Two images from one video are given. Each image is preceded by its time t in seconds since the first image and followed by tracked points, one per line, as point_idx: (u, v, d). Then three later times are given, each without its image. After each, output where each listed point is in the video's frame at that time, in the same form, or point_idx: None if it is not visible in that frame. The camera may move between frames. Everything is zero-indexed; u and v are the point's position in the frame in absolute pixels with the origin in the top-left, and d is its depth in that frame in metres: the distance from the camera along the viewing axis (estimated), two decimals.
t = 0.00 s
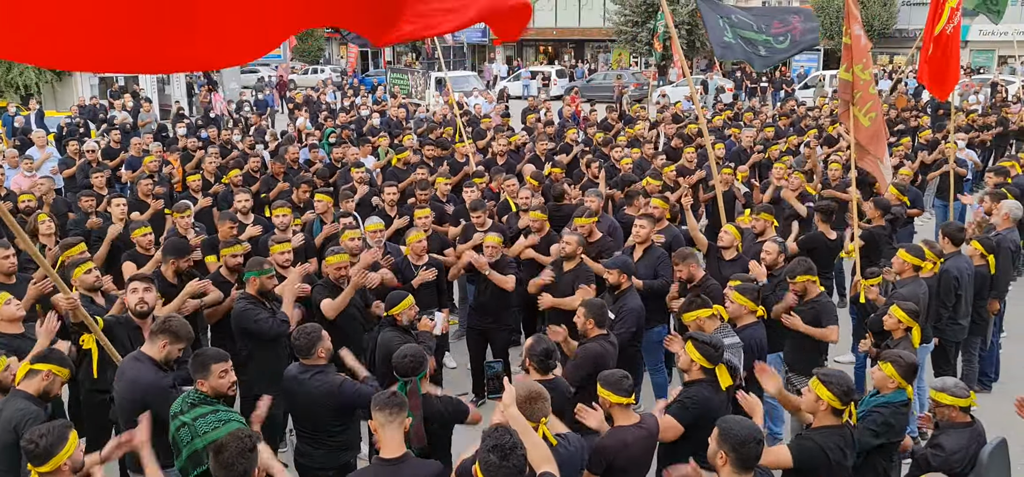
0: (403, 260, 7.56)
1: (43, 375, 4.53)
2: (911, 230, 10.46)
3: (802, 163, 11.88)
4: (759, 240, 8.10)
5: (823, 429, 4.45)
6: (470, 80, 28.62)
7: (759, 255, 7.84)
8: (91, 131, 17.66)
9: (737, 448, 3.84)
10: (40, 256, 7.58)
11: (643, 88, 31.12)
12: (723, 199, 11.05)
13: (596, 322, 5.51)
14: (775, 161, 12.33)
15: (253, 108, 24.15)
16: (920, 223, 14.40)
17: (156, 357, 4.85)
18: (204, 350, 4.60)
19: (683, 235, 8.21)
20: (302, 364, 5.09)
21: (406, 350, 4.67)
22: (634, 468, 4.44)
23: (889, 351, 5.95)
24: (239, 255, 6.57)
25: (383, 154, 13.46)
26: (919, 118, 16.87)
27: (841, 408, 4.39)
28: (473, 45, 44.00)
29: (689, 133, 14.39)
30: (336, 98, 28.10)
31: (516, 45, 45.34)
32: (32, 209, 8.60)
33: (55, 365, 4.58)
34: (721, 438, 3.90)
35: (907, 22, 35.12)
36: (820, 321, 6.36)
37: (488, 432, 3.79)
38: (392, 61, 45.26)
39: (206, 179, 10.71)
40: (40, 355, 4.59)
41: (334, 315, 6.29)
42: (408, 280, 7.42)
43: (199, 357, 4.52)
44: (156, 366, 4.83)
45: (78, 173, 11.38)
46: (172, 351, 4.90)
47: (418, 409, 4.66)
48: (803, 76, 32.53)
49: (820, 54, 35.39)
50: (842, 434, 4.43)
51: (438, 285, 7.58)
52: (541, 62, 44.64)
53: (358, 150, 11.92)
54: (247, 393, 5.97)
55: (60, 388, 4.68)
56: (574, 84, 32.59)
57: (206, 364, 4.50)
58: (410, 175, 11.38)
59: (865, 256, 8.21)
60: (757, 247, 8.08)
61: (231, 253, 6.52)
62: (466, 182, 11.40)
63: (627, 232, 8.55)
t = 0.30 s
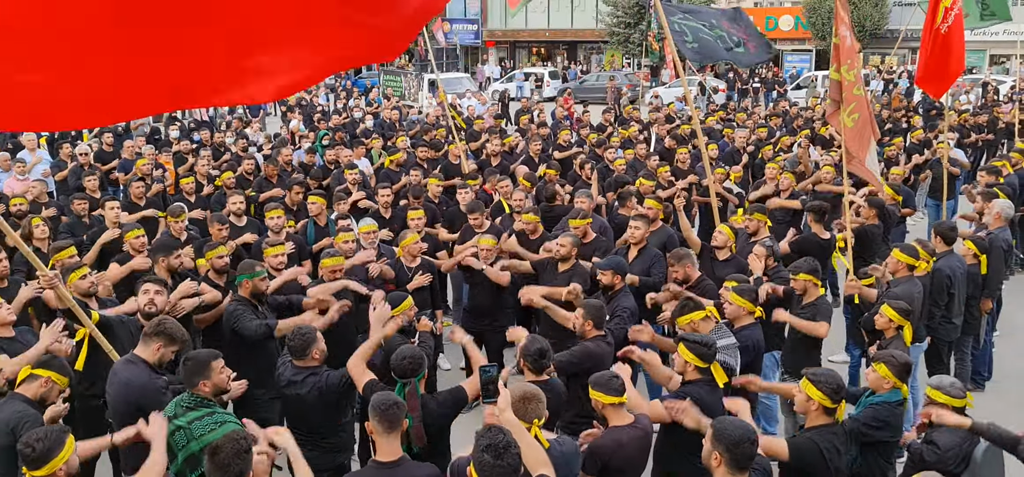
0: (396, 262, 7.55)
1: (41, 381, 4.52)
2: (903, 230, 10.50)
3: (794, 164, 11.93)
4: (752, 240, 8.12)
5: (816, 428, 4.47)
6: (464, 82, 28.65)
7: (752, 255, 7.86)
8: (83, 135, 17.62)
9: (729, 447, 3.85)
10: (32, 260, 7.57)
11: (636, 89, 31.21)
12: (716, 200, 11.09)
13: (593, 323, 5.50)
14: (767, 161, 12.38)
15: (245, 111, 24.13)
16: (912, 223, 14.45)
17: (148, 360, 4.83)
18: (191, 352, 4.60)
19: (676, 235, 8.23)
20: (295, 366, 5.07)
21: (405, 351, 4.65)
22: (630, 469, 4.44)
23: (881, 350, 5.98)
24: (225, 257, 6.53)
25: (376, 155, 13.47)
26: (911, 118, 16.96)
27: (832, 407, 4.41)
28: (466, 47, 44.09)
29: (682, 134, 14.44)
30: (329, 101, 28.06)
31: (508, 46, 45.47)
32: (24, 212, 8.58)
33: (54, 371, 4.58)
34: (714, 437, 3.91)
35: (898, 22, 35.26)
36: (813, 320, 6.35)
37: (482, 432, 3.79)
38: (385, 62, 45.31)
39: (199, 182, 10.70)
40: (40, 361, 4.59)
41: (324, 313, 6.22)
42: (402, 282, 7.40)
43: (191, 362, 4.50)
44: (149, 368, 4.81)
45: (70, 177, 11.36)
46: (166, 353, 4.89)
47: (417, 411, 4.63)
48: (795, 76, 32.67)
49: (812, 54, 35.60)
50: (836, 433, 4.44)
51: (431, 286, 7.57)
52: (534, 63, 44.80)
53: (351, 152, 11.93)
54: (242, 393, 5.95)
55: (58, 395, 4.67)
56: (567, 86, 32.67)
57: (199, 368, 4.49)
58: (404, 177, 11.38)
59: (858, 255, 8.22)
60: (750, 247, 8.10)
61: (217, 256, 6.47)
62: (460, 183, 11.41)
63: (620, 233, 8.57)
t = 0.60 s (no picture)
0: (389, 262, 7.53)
1: (35, 383, 4.51)
2: (895, 231, 10.54)
3: (786, 165, 11.96)
4: (744, 240, 8.14)
5: (802, 428, 4.46)
6: (456, 83, 28.65)
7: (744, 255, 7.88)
8: (73, 136, 17.52)
9: (716, 446, 3.86)
10: (22, 261, 7.53)
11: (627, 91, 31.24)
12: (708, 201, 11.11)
13: (581, 324, 5.49)
14: (759, 162, 12.42)
15: (237, 112, 24.04)
16: (903, 223, 14.50)
17: (142, 361, 4.81)
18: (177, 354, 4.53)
19: (668, 236, 8.24)
20: (289, 367, 5.07)
21: (404, 353, 4.64)
22: (622, 469, 4.44)
23: (872, 350, 6.00)
24: (215, 261, 6.47)
25: (368, 157, 13.45)
26: (901, 120, 17.05)
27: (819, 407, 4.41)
28: (458, 49, 44.12)
29: (674, 135, 14.47)
30: (320, 102, 28.02)
31: (500, 47, 45.52)
32: (14, 213, 8.53)
33: (48, 375, 4.56)
34: (702, 436, 3.93)
35: (888, 24, 35.42)
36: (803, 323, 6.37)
37: (472, 433, 3.79)
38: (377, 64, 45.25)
39: (190, 183, 10.66)
40: (35, 365, 4.56)
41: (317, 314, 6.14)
42: (395, 282, 7.39)
43: (179, 369, 4.35)
44: (142, 370, 4.78)
45: (60, 178, 11.31)
46: (160, 355, 4.87)
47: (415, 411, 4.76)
48: (786, 78, 32.79)
49: (803, 56, 35.72)
50: (824, 432, 4.45)
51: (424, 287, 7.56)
52: (526, 64, 44.85)
53: (343, 153, 11.91)
54: (237, 397, 5.94)
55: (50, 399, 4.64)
56: (559, 87, 32.69)
57: (188, 375, 4.35)
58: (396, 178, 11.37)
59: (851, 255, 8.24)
60: (742, 247, 8.11)
61: (207, 260, 6.39)
62: (453, 185, 11.41)
63: (613, 234, 8.57)
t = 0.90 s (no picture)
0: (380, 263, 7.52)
1: (23, 386, 4.48)
2: (885, 230, 10.58)
3: (776, 165, 11.99)
4: (735, 240, 8.15)
5: (798, 427, 4.48)
6: (447, 84, 28.65)
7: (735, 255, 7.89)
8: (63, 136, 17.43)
9: (712, 446, 3.86)
10: (11, 262, 7.48)
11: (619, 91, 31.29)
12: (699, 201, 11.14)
13: (576, 323, 5.54)
14: (749, 163, 12.46)
15: (227, 112, 23.97)
16: (893, 223, 14.56)
17: (133, 364, 4.79)
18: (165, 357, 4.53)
19: (660, 236, 8.25)
20: (278, 369, 5.06)
21: (402, 355, 4.63)
22: (615, 469, 4.44)
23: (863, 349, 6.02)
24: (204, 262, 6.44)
25: (359, 157, 13.43)
26: (891, 120, 17.12)
27: (813, 406, 4.43)
28: (449, 49, 44.13)
29: (665, 135, 14.49)
30: (311, 102, 27.94)
31: (491, 47, 45.55)
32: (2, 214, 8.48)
33: (37, 378, 4.53)
34: (697, 436, 3.93)
35: (878, 25, 35.59)
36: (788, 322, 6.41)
37: (463, 435, 3.78)
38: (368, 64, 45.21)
39: (180, 184, 10.63)
40: (25, 367, 4.54)
41: (312, 324, 6.26)
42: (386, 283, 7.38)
43: (167, 371, 4.34)
44: (133, 373, 4.77)
45: (50, 179, 11.25)
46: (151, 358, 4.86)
47: (413, 413, 4.62)
48: (777, 78, 32.92)
49: (793, 56, 35.86)
50: (817, 432, 4.46)
51: (415, 287, 7.55)
52: (517, 65, 44.90)
53: (335, 154, 11.88)
54: (224, 399, 5.95)
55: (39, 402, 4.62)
56: (551, 87, 32.72)
57: (177, 377, 4.35)
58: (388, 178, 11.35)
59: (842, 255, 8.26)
60: (734, 247, 8.13)
61: (196, 262, 6.37)
62: (444, 185, 11.39)
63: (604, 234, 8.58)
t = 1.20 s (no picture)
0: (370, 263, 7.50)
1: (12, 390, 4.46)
2: (874, 228, 10.62)
3: (765, 164, 12.02)
4: (725, 238, 8.17)
5: (790, 425, 4.49)
6: (437, 82, 28.61)
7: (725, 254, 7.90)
8: (51, 136, 17.31)
9: (712, 446, 3.87)
10: None
11: (609, 90, 31.31)
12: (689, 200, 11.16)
13: (569, 322, 5.52)
14: (739, 162, 12.50)
15: (216, 112, 23.88)
16: (882, 221, 14.63)
17: (124, 364, 4.79)
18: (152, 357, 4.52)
19: (650, 235, 8.27)
20: (270, 366, 5.03)
21: (395, 351, 4.60)
22: (608, 468, 4.45)
23: (853, 347, 6.05)
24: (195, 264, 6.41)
25: (349, 156, 13.41)
26: (880, 118, 17.19)
27: (804, 404, 4.43)
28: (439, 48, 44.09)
29: (655, 134, 14.52)
30: (301, 102, 27.88)
31: (481, 46, 45.53)
32: None
33: (25, 380, 4.51)
34: (694, 437, 3.92)
35: (866, 23, 35.73)
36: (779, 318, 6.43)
37: (460, 435, 3.78)
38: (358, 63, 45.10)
39: (169, 184, 10.59)
40: (14, 369, 4.52)
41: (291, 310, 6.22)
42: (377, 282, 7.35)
43: (155, 372, 4.32)
44: (125, 373, 4.76)
45: (38, 179, 11.19)
46: (142, 357, 4.86)
47: (405, 409, 4.69)
48: (766, 77, 33.02)
49: (783, 55, 35.98)
50: (806, 429, 4.49)
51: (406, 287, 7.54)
52: (507, 64, 44.91)
53: (324, 153, 11.86)
54: (214, 398, 5.93)
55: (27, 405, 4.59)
56: (541, 86, 32.72)
57: (165, 378, 4.33)
58: (378, 177, 11.33)
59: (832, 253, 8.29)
60: (724, 246, 8.14)
61: (187, 264, 6.34)
62: (434, 184, 11.38)
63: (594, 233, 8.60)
